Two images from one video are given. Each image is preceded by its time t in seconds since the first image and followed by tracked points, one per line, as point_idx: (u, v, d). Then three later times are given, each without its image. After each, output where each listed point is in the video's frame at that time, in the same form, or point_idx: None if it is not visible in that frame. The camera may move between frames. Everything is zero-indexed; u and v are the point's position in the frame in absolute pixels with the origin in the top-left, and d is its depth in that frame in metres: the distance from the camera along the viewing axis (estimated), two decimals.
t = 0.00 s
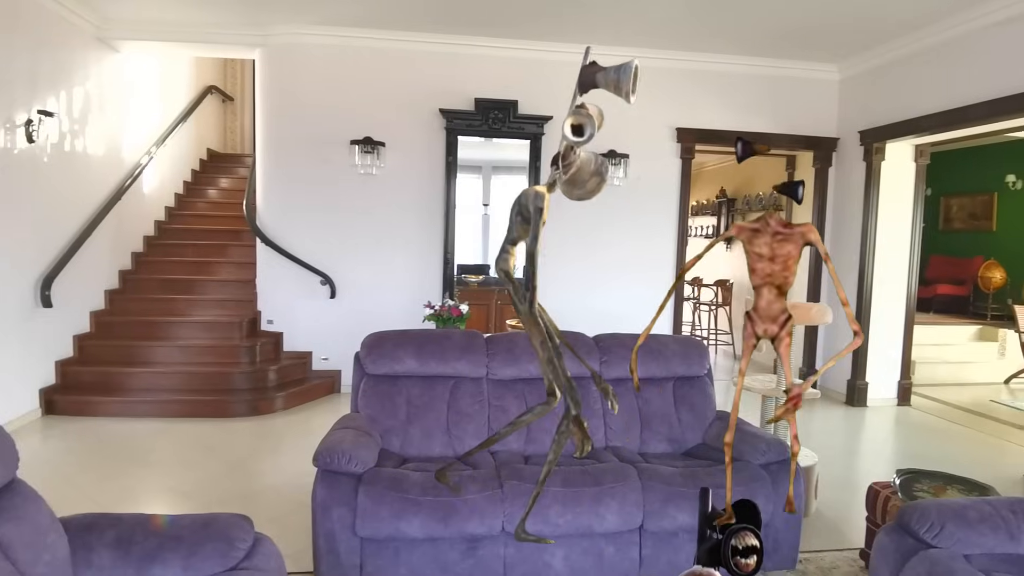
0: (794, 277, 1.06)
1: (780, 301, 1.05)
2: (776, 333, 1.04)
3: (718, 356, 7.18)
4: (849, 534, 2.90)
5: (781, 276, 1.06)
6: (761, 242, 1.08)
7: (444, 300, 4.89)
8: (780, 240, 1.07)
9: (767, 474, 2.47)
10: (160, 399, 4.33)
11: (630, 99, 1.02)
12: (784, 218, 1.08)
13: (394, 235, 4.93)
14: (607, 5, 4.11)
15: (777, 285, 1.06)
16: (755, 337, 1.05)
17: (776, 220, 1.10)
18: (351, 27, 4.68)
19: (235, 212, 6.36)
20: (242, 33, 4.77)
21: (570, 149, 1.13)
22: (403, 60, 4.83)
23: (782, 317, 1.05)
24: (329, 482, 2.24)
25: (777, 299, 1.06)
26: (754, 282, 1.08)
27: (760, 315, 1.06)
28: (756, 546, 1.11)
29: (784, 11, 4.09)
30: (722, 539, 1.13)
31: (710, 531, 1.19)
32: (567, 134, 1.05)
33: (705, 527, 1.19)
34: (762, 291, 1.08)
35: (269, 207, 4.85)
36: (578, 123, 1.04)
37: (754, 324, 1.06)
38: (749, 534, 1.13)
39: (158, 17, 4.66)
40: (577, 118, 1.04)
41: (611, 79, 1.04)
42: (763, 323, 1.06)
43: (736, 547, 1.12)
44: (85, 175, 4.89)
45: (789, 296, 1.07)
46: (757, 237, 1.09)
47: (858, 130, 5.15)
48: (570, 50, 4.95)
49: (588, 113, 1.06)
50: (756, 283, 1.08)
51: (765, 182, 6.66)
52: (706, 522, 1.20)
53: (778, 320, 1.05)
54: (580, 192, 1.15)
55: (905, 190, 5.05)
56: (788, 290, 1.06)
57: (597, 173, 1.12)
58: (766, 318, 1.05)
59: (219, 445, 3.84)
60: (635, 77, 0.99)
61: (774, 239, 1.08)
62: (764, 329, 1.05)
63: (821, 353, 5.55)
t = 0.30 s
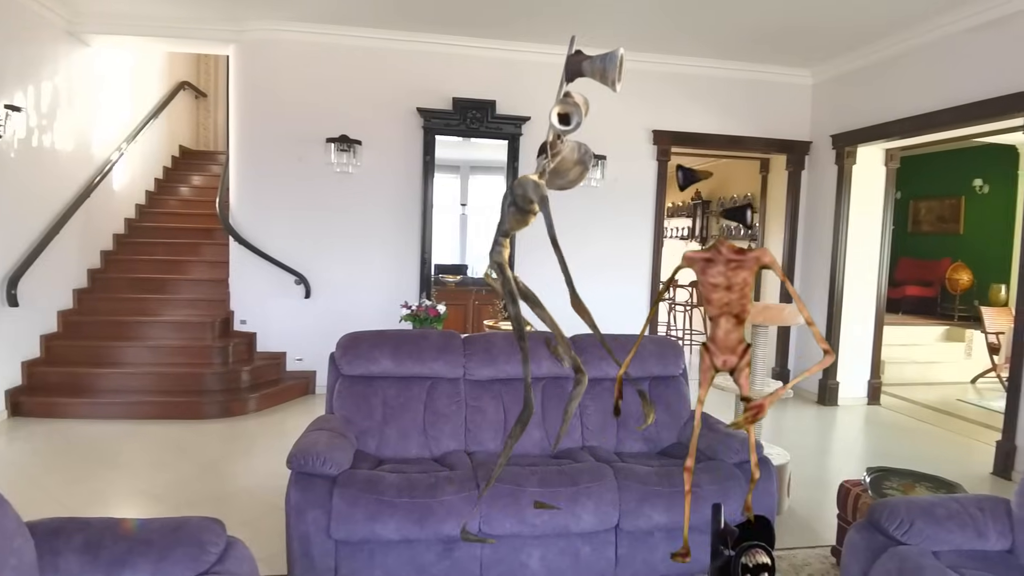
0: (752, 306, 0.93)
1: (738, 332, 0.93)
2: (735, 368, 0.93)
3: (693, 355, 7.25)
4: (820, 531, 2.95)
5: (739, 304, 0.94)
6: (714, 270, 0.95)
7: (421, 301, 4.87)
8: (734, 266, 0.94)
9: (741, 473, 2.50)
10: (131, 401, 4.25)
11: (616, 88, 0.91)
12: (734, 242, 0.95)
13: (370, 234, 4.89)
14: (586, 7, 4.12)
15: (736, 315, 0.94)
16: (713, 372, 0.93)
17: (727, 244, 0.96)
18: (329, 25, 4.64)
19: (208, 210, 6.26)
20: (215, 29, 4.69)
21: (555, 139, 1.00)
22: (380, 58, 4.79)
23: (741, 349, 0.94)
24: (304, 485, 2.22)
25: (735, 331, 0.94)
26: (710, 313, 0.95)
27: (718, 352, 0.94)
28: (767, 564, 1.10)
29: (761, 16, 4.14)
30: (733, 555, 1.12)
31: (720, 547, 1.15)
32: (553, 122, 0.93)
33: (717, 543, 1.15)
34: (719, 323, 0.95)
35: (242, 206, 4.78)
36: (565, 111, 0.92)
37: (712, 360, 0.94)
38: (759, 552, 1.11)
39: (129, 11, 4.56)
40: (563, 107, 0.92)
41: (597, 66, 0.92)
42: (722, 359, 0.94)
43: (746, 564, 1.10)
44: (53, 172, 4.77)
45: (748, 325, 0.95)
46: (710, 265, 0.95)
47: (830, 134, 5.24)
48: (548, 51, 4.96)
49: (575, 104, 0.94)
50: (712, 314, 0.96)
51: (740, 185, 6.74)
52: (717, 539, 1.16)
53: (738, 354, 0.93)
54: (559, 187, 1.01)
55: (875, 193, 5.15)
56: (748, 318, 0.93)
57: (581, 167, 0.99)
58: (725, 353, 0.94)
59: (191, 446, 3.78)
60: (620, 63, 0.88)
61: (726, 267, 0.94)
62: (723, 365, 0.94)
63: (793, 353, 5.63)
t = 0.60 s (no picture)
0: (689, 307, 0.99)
1: (678, 333, 0.98)
2: (677, 370, 0.97)
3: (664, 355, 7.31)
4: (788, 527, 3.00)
5: (677, 306, 0.99)
6: (655, 274, 0.99)
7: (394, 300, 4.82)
8: (675, 270, 0.99)
9: (711, 470, 2.54)
10: (95, 402, 4.13)
11: (607, 96, 1.02)
12: (675, 245, 1.00)
13: (342, 232, 4.84)
14: (561, 7, 4.12)
15: (675, 317, 0.99)
16: (656, 374, 0.97)
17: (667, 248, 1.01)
18: (301, 20, 4.57)
19: (175, 207, 6.13)
20: (184, 22, 4.59)
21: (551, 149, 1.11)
22: (353, 55, 4.74)
23: (682, 349, 0.98)
24: (273, 486, 2.18)
25: (674, 332, 0.98)
26: (648, 317, 1.00)
27: (659, 352, 0.98)
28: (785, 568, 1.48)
29: (734, 18, 4.18)
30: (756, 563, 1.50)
31: (743, 555, 1.57)
32: (548, 136, 1.02)
33: (739, 552, 1.58)
34: (657, 325, 0.99)
35: (210, 202, 4.69)
36: (559, 123, 1.01)
37: (654, 361, 0.97)
38: (778, 559, 1.49)
39: (94, 2, 4.44)
40: (555, 118, 1.01)
41: (587, 77, 1.04)
42: (663, 360, 0.97)
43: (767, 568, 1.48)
44: (14, 166, 4.62)
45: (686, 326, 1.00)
46: (650, 269, 0.99)
47: (799, 137, 5.34)
48: (523, 50, 4.96)
49: (567, 115, 1.03)
50: (650, 316, 1.00)
51: (711, 186, 6.82)
52: (739, 548, 1.58)
53: (678, 354, 0.97)
54: (558, 193, 1.13)
55: (842, 196, 5.25)
56: (685, 320, 0.99)
57: (578, 172, 1.10)
58: (666, 354, 0.97)
59: (157, 448, 3.69)
60: (608, 72, 0.99)
61: (667, 270, 0.99)
62: (664, 365, 0.97)
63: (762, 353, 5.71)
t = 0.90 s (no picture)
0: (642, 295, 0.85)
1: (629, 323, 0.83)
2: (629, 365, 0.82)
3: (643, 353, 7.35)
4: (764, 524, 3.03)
5: (629, 293, 0.84)
6: (609, 255, 0.84)
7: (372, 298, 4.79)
8: (631, 250, 0.84)
9: (688, 468, 2.57)
10: (65, 402, 4.05)
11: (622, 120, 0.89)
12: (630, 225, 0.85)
13: (320, 230, 4.79)
14: (541, 5, 4.12)
15: (626, 305, 0.84)
16: (607, 371, 0.81)
17: (621, 227, 0.86)
18: (278, 15, 4.52)
19: (149, 204, 6.02)
20: (158, 15, 4.51)
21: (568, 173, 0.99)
22: (332, 51, 4.69)
23: (633, 339, 0.83)
24: (248, 488, 2.15)
25: (624, 322, 0.84)
26: (596, 306, 0.84)
27: (609, 346, 0.82)
28: None
29: (713, 20, 4.21)
30: None
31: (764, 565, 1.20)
32: (562, 161, 0.95)
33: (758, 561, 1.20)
34: (606, 314, 0.83)
35: (184, 199, 4.62)
36: (573, 149, 0.94)
37: (604, 356, 0.82)
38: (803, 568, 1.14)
39: None
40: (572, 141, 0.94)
41: (601, 102, 0.92)
42: (615, 355, 0.82)
43: None
44: None
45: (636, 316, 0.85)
46: (604, 250, 0.84)
47: (775, 138, 5.40)
48: (502, 49, 4.95)
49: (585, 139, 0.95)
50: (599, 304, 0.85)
51: (689, 186, 6.87)
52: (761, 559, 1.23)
53: (632, 347, 0.82)
54: (575, 218, 1.02)
55: (817, 197, 5.33)
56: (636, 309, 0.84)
57: (597, 200, 0.98)
58: (616, 346, 0.82)
59: (130, 449, 3.62)
60: (621, 93, 0.86)
61: (622, 251, 0.84)
62: (616, 360, 0.82)
63: (739, 351, 5.77)
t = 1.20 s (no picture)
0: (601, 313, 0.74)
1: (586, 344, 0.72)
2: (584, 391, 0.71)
3: (619, 351, 7.39)
4: (738, 520, 3.06)
5: (590, 311, 0.72)
6: (572, 270, 0.72)
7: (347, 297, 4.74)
8: (594, 267, 0.72)
9: (662, 464, 2.59)
10: (31, 402, 3.94)
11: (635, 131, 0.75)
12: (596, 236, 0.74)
13: (294, 227, 4.73)
14: (517, 3, 4.11)
15: (584, 323, 0.72)
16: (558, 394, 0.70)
17: (586, 238, 0.74)
18: (252, 9, 4.45)
19: (118, 200, 5.88)
20: (128, 7, 4.41)
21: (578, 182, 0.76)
22: (307, 47, 4.64)
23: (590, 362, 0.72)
24: (220, 489, 2.12)
25: (582, 341, 0.72)
26: (552, 324, 0.72)
27: (563, 367, 0.71)
28: None
29: (690, 20, 4.24)
30: None
31: None
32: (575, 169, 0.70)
33: None
34: (561, 332, 0.72)
35: (154, 195, 4.53)
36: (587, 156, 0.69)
37: (557, 379, 0.71)
38: None
39: None
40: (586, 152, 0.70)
41: (615, 110, 0.77)
42: (568, 377, 0.71)
43: None
44: None
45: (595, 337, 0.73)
46: (567, 264, 0.72)
47: (749, 138, 5.46)
48: (479, 47, 4.93)
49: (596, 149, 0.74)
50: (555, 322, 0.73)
51: (665, 185, 6.92)
52: None
53: (587, 367, 0.70)
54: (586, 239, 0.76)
55: (790, 196, 5.41)
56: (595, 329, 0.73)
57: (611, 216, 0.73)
58: (570, 368, 0.71)
59: (98, 451, 3.54)
60: (640, 100, 0.72)
61: (585, 267, 0.72)
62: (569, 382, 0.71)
63: (713, 349, 5.83)
